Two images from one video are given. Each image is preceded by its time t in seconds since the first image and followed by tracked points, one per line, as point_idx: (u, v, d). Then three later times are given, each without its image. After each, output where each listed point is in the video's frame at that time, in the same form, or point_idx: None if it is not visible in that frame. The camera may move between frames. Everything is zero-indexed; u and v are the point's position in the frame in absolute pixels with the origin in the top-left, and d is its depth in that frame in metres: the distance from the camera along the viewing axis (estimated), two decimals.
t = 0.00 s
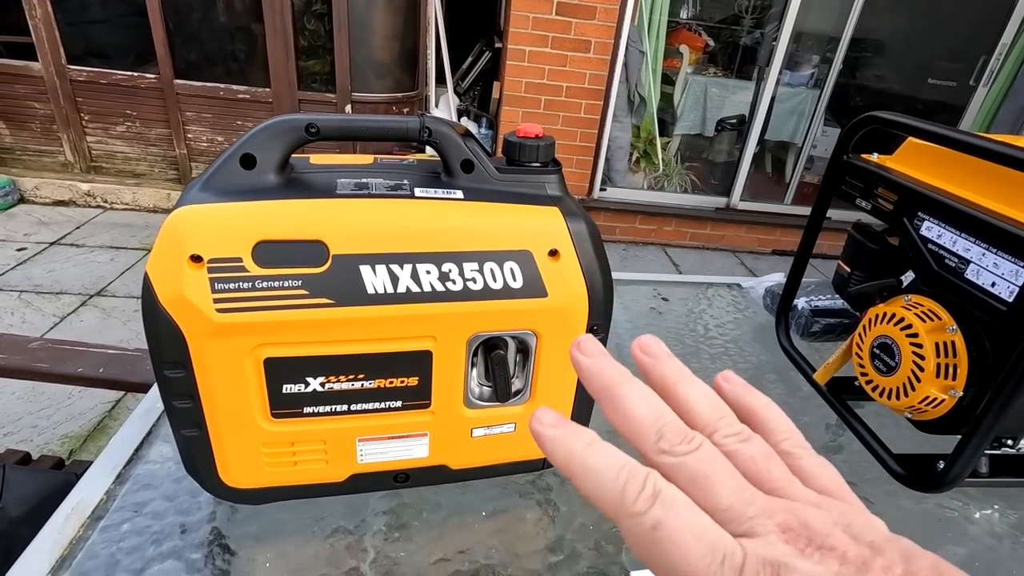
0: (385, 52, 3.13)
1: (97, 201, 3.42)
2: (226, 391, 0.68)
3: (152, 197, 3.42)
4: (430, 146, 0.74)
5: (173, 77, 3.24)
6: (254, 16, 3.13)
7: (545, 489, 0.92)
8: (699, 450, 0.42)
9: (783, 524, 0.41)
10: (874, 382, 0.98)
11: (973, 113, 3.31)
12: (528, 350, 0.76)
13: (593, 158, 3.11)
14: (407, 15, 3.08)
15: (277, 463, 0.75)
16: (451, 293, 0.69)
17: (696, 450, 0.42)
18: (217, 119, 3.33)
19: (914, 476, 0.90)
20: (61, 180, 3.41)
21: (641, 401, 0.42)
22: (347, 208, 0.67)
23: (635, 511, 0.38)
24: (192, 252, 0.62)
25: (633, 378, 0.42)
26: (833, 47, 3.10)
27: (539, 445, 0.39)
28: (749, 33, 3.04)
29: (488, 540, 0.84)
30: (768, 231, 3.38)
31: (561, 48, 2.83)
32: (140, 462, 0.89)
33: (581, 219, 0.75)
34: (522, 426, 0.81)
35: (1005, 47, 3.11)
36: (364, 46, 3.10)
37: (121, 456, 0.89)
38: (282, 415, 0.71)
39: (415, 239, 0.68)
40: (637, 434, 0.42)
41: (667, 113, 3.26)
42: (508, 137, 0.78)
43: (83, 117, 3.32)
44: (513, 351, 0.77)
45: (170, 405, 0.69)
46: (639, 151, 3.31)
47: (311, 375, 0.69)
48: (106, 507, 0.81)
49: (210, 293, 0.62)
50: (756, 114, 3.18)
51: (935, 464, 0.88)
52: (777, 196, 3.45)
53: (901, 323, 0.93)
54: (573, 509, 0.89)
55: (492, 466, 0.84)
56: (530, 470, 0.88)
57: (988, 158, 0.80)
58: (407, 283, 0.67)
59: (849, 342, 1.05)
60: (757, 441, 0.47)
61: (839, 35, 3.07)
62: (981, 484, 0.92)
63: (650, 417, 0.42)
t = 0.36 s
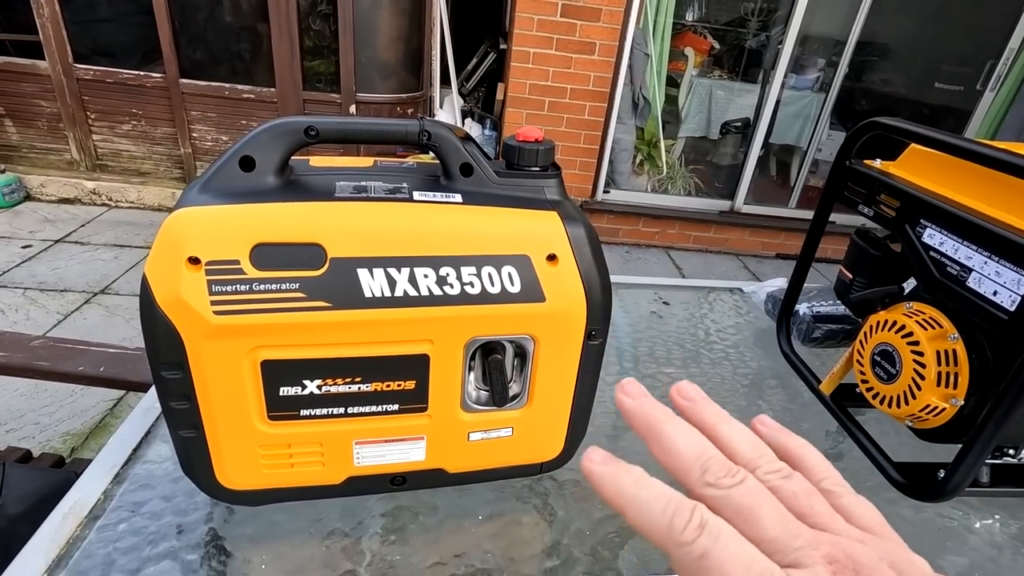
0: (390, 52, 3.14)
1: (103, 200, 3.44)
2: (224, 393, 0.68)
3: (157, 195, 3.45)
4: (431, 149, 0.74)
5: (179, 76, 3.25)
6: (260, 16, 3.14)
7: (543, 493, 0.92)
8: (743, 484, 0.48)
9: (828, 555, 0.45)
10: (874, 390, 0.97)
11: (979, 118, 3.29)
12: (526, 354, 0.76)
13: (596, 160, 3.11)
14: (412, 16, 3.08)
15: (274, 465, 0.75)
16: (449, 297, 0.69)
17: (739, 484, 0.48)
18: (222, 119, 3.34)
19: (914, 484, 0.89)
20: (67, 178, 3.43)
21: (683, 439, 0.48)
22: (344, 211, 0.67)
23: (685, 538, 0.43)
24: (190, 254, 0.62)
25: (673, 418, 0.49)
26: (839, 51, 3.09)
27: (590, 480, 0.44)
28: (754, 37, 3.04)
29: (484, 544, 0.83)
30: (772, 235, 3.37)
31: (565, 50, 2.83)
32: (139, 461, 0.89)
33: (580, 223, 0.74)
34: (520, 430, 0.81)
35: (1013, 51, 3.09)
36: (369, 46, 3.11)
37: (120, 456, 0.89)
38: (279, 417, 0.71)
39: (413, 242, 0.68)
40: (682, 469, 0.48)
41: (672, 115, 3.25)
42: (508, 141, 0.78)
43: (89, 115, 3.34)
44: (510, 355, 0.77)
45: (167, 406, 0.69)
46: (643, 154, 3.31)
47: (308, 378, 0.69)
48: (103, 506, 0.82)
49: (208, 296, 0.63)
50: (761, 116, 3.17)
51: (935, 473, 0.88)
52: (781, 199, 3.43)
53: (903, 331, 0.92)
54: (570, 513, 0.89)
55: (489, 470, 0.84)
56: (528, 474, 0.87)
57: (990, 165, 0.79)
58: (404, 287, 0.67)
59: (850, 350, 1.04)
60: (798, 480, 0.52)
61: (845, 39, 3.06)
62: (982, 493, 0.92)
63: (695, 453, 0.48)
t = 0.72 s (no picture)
0: (395, 52, 3.11)
1: (107, 197, 3.43)
2: (220, 403, 0.66)
3: (161, 193, 3.44)
4: (436, 152, 0.72)
5: (183, 74, 3.23)
6: (264, 14, 3.12)
7: (549, 506, 0.89)
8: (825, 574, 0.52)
9: None
10: (890, 402, 0.94)
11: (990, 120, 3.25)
12: (533, 364, 0.74)
13: (602, 161, 3.08)
14: (417, 14, 3.06)
15: (272, 477, 0.72)
16: (454, 305, 0.66)
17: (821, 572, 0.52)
18: (227, 117, 3.33)
19: (933, 501, 0.87)
20: (71, 175, 3.42)
21: (764, 535, 0.56)
22: (345, 215, 0.64)
23: None
24: (185, 259, 0.60)
25: (756, 519, 0.57)
26: (848, 52, 3.05)
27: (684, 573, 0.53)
28: (762, 37, 3.00)
29: (488, 559, 0.81)
30: (779, 238, 3.33)
31: (571, 49, 2.80)
32: (134, 469, 0.87)
33: (590, 229, 0.72)
34: (526, 442, 0.78)
35: None
36: (374, 46, 3.09)
37: (114, 463, 0.87)
38: (277, 428, 0.69)
39: (417, 248, 0.65)
40: (769, 563, 0.55)
41: (679, 116, 3.22)
42: (516, 143, 0.76)
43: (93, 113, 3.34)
44: (517, 365, 0.74)
45: (161, 416, 0.67)
46: (649, 155, 3.28)
47: (307, 388, 0.67)
48: (96, 516, 0.79)
49: (203, 303, 0.60)
50: (769, 118, 3.12)
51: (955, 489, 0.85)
52: (788, 202, 3.39)
53: (921, 342, 0.89)
54: (577, 527, 0.86)
55: (493, 482, 0.81)
56: (534, 486, 0.85)
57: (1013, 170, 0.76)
58: (407, 294, 0.65)
59: (866, 360, 1.01)
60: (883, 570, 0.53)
61: (854, 40, 3.02)
62: (1002, 511, 0.88)
63: (776, 547, 0.55)
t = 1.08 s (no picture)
0: (400, 43, 3.05)
1: (109, 188, 3.40)
2: (185, 412, 0.61)
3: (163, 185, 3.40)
4: (423, 142, 0.66)
5: (186, 65, 3.19)
6: (268, 3, 3.06)
7: (543, 522, 0.84)
8: None
9: None
10: (912, 416, 0.88)
11: (1011, 118, 3.14)
12: (526, 372, 0.68)
13: (610, 156, 3.01)
14: (423, 5, 2.99)
15: (243, 490, 0.67)
16: (439, 310, 0.61)
17: None
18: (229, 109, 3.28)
19: (957, 525, 0.80)
20: (74, 166, 3.39)
21: None
22: (319, 209, 0.58)
23: None
24: (142, 256, 0.54)
25: None
26: (864, 47, 2.96)
27: None
28: (776, 32, 2.92)
29: None
30: (790, 237, 3.24)
31: (579, 41, 2.72)
32: (104, 476, 0.82)
33: (589, 227, 0.66)
34: (518, 455, 0.73)
35: None
36: (378, 37, 3.03)
37: (84, 470, 0.82)
38: (247, 440, 0.63)
39: (398, 246, 0.59)
40: None
41: (689, 111, 3.15)
42: (510, 133, 0.70)
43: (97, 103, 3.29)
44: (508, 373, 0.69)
45: (121, 425, 0.62)
46: (658, 151, 3.21)
47: (278, 397, 0.61)
48: (60, 528, 0.75)
49: (161, 304, 0.55)
50: (782, 113, 3.03)
51: (981, 512, 0.79)
52: (800, 200, 3.30)
53: (947, 353, 0.83)
54: (573, 546, 0.81)
55: (483, 498, 0.76)
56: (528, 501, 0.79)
57: None
58: (387, 297, 0.59)
59: (886, 368, 0.95)
60: None
61: (870, 35, 2.93)
62: None
63: None
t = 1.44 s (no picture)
0: (395, 22, 2.88)
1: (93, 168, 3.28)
2: (90, 386, 0.54)
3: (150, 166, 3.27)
4: (364, 89, 0.58)
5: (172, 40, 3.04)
6: None
7: (507, 513, 0.78)
8: None
9: None
10: (911, 403, 0.80)
11: None
12: (480, 348, 0.61)
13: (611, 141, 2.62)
14: None
15: (165, 475, 0.61)
16: (375, 275, 0.54)
17: None
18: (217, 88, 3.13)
19: (959, 521, 0.74)
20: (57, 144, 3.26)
21: None
22: (236, 156, 0.51)
23: None
24: (26, 207, 0.48)
25: None
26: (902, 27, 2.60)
27: None
28: (784, 14, 2.56)
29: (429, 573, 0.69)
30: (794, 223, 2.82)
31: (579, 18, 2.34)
32: (29, 458, 0.76)
33: (550, 186, 0.58)
34: (475, 439, 0.66)
35: None
36: (373, 16, 2.86)
37: (9, 451, 0.76)
38: (164, 418, 0.57)
39: (328, 201, 0.52)
40: None
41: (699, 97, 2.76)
42: (465, 80, 0.62)
43: (83, 81, 3.13)
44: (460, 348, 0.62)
45: (21, 400, 0.55)
46: (660, 135, 2.82)
47: (196, 371, 0.55)
48: None
49: (51, 262, 0.48)
50: (786, 98, 2.64)
51: (985, 507, 0.72)
52: (803, 189, 2.88)
53: (951, 335, 0.75)
54: (537, 538, 0.75)
55: (438, 485, 0.70)
56: (489, 489, 0.73)
57: None
58: (315, 259, 0.52)
59: (885, 351, 0.88)
60: None
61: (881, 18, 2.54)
62: None
63: None
